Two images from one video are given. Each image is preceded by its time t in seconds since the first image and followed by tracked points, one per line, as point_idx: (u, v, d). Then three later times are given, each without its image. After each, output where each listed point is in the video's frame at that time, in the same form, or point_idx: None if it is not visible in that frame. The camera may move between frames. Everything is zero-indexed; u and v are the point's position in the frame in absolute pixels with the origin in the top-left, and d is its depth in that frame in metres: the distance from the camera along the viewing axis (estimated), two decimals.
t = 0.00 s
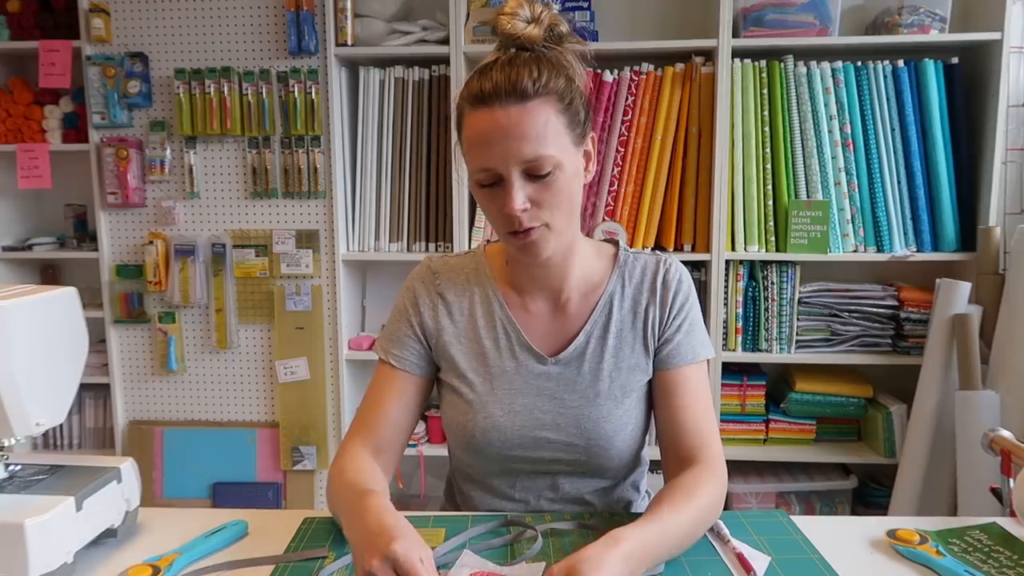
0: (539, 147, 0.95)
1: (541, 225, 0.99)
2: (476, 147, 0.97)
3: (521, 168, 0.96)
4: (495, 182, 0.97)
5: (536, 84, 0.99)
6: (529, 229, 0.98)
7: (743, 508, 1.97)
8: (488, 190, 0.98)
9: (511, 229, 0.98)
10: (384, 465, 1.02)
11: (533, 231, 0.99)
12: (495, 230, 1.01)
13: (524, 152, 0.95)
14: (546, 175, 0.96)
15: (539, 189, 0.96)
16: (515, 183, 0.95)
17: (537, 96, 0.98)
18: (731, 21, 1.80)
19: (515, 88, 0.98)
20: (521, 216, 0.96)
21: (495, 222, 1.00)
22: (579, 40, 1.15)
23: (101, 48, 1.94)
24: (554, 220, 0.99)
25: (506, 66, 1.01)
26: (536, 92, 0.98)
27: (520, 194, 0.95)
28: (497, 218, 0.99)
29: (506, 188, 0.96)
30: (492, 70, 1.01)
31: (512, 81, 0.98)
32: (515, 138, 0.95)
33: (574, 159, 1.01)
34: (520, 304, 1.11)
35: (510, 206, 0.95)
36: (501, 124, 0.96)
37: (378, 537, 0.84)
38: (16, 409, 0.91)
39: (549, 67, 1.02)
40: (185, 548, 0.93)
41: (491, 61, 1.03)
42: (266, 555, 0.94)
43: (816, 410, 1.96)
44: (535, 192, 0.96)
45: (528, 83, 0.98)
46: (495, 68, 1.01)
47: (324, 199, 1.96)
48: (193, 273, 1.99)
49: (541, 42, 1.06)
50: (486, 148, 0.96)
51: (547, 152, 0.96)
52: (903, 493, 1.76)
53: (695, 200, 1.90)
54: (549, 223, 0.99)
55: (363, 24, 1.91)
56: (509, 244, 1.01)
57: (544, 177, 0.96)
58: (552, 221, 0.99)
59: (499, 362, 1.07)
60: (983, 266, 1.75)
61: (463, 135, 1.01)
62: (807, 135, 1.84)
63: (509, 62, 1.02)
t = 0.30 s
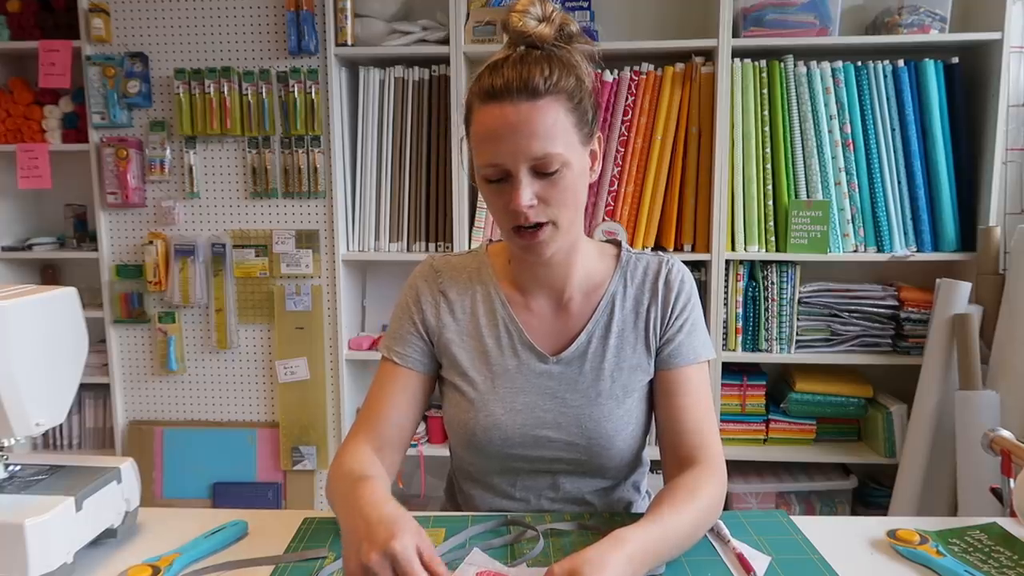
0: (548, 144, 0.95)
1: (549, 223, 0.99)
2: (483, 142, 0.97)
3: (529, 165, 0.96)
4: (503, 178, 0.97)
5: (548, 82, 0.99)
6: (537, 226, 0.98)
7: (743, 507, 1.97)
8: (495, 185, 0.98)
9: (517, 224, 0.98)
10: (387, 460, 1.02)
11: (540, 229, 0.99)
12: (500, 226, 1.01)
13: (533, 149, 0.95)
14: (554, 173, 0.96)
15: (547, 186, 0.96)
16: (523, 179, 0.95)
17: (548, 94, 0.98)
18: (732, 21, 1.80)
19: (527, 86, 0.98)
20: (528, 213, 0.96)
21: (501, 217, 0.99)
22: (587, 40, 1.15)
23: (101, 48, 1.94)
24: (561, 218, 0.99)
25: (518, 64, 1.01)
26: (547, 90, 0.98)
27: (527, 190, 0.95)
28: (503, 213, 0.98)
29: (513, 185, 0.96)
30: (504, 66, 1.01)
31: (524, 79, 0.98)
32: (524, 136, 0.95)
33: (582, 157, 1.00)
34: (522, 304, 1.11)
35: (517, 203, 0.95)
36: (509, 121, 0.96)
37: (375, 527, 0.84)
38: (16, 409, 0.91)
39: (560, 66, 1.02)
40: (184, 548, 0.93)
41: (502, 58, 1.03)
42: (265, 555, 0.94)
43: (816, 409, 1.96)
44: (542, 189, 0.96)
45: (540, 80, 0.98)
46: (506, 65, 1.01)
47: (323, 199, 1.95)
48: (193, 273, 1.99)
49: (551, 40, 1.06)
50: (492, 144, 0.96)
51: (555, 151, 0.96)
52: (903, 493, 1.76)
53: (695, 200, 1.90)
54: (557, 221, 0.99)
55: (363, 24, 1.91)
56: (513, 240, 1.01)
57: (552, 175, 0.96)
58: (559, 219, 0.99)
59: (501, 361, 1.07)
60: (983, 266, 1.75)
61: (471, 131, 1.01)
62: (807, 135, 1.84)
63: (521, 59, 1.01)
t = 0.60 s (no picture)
0: (560, 116, 1.00)
1: (554, 199, 0.99)
2: (496, 114, 1.01)
3: (539, 136, 0.99)
4: (514, 151, 1.00)
5: (561, 70, 1.03)
6: (542, 200, 0.98)
7: (743, 508, 1.97)
8: (506, 157, 1.01)
9: (524, 197, 0.98)
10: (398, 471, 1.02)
11: (544, 204, 0.99)
12: (505, 207, 1.01)
13: (547, 119, 0.99)
14: (564, 148, 1.00)
15: (556, 161, 0.99)
16: (533, 152, 0.99)
17: (561, 79, 1.03)
18: (732, 21, 1.80)
19: (542, 69, 1.02)
20: (535, 184, 0.97)
21: (506, 191, 1.00)
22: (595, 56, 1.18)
23: (101, 48, 1.94)
24: (566, 197, 0.99)
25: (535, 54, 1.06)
26: (561, 75, 1.03)
27: (537, 161, 0.98)
28: (510, 186, 0.99)
29: (524, 156, 0.99)
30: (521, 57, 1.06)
31: (539, 64, 1.03)
32: (539, 106, 0.99)
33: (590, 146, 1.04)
34: (524, 305, 1.11)
35: (526, 170, 0.97)
36: (522, 96, 1.00)
37: (418, 528, 0.83)
38: (16, 409, 0.91)
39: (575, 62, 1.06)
40: (185, 548, 0.93)
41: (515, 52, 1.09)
42: (266, 555, 0.94)
43: (816, 410, 1.96)
44: (551, 163, 0.99)
45: (555, 66, 1.03)
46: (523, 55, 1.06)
47: (324, 198, 1.95)
48: (193, 273, 1.99)
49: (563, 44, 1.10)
50: (504, 114, 1.00)
51: (566, 124, 1.00)
52: (903, 493, 1.76)
53: (695, 200, 1.90)
54: (562, 199, 0.99)
55: (363, 24, 1.91)
56: (516, 216, 1.00)
57: (562, 150, 1.00)
58: (564, 197, 0.99)
59: (503, 363, 1.07)
60: (983, 266, 1.75)
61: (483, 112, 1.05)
62: (807, 135, 1.84)
63: (534, 50, 1.07)
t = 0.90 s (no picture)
0: (570, 113, 1.00)
1: (559, 194, 0.99)
2: (506, 107, 1.01)
3: (549, 130, 1.00)
4: (523, 145, 1.01)
5: (576, 69, 1.04)
6: (548, 194, 0.98)
7: (743, 508, 1.97)
8: (513, 149, 1.01)
9: (529, 190, 0.98)
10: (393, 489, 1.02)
11: (549, 199, 0.99)
12: (508, 200, 1.01)
13: (558, 114, 0.99)
14: (573, 147, 1.00)
15: (564, 157, 0.99)
16: (543, 146, 0.99)
17: (575, 78, 1.03)
18: (731, 21, 1.80)
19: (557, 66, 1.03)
20: (542, 177, 0.97)
21: (511, 183, 1.00)
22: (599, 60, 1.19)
23: (101, 48, 1.94)
24: (571, 194, 0.99)
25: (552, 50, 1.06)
26: (574, 74, 1.04)
27: (546, 155, 0.98)
28: (516, 179, 0.99)
29: (532, 149, 0.99)
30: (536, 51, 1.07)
31: (556, 61, 1.03)
32: (551, 100, 0.99)
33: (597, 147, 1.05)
34: (523, 305, 1.11)
35: (534, 161, 0.97)
36: (534, 89, 1.00)
37: (394, 513, 0.85)
38: (16, 409, 0.91)
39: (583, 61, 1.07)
40: (185, 548, 0.93)
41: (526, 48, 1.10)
42: (266, 555, 0.94)
43: (816, 410, 1.96)
44: (560, 159, 0.99)
45: (569, 65, 1.04)
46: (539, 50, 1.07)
47: (323, 198, 1.95)
48: (193, 273, 1.99)
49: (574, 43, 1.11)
50: (515, 106, 1.00)
51: (576, 121, 1.00)
52: (904, 493, 1.76)
53: (695, 200, 1.90)
54: (567, 195, 0.99)
55: (363, 24, 1.91)
56: (519, 211, 1.00)
57: (571, 149, 1.00)
58: (569, 194, 0.99)
59: (501, 363, 1.07)
60: (983, 266, 1.75)
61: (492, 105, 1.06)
62: (807, 135, 1.84)
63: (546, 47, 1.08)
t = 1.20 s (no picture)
0: (575, 126, 0.99)
1: (559, 205, 0.98)
2: (510, 116, 1.00)
3: (552, 143, 0.98)
4: (525, 155, 0.99)
5: (581, 76, 1.04)
6: (548, 206, 0.98)
7: (743, 508, 1.97)
8: (516, 160, 0.99)
9: (530, 201, 0.97)
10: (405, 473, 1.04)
11: (550, 209, 0.98)
12: (508, 207, 1.00)
13: (562, 128, 0.98)
14: (575, 157, 0.99)
15: (565, 169, 0.98)
16: (544, 157, 0.98)
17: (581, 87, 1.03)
18: (731, 21, 1.80)
19: (562, 76, 1.02)
20: (544, 191, 0.96)
21: (511, 195, 0.99)
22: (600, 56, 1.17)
23: (100, 48, 1.94)
24: (572, 204, 0.99)
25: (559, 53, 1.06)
26: (580, 82, 1.03)
27: (546, 168, 0.97)
28: (516, 190, 0.98)
29: (534, 161, 0.98)
30: (541, 55, 1.06)
31: (560, 70, 1.03)
32: (555, 113, 0.98)
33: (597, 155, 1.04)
34: (521, 306, 1.11)
35: (535, 176, 0.96)
36: (536, 99, 0.99)
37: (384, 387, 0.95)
38: (16, 409, 0.91)
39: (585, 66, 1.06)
40: (185, 548, 0.93)
41: (530, 51, 1.08)
42: (266, 554, 0.94)
43: (816, 410, 1.96)
44: (561, 171, 0.98)
45: (575, 72, 1.04)
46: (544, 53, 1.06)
47: (323, 198, 1.95)
48: (193, 273, 1.99)
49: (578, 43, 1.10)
50: (519, 116, 0.98)
51: (579, 135, 0.99)
52: (904, 493, 1.76)
53: (695, 200, 1.90)
54: (568, 204, 0.99)
55: (363, 24, 1.91)
56: (519, 219, 1.00)
57: (572, 160, 0.99)
58: (570, 204, 0.99)
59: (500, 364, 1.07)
60: (983, 266, 1.75)
61: (494, 109, 1.04)
62: (807, 135, 1.84)
63: (553, 52, 1.06)
